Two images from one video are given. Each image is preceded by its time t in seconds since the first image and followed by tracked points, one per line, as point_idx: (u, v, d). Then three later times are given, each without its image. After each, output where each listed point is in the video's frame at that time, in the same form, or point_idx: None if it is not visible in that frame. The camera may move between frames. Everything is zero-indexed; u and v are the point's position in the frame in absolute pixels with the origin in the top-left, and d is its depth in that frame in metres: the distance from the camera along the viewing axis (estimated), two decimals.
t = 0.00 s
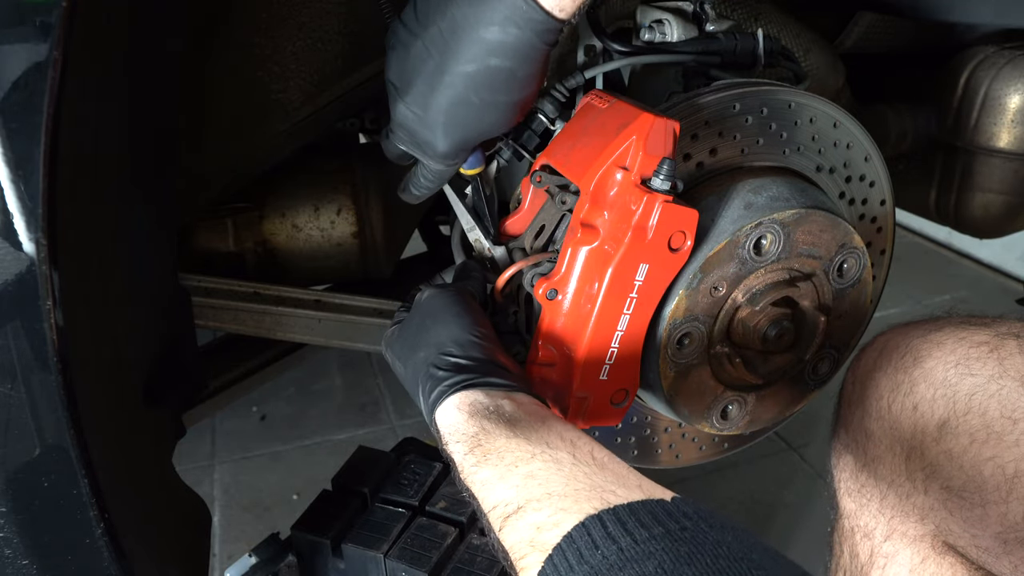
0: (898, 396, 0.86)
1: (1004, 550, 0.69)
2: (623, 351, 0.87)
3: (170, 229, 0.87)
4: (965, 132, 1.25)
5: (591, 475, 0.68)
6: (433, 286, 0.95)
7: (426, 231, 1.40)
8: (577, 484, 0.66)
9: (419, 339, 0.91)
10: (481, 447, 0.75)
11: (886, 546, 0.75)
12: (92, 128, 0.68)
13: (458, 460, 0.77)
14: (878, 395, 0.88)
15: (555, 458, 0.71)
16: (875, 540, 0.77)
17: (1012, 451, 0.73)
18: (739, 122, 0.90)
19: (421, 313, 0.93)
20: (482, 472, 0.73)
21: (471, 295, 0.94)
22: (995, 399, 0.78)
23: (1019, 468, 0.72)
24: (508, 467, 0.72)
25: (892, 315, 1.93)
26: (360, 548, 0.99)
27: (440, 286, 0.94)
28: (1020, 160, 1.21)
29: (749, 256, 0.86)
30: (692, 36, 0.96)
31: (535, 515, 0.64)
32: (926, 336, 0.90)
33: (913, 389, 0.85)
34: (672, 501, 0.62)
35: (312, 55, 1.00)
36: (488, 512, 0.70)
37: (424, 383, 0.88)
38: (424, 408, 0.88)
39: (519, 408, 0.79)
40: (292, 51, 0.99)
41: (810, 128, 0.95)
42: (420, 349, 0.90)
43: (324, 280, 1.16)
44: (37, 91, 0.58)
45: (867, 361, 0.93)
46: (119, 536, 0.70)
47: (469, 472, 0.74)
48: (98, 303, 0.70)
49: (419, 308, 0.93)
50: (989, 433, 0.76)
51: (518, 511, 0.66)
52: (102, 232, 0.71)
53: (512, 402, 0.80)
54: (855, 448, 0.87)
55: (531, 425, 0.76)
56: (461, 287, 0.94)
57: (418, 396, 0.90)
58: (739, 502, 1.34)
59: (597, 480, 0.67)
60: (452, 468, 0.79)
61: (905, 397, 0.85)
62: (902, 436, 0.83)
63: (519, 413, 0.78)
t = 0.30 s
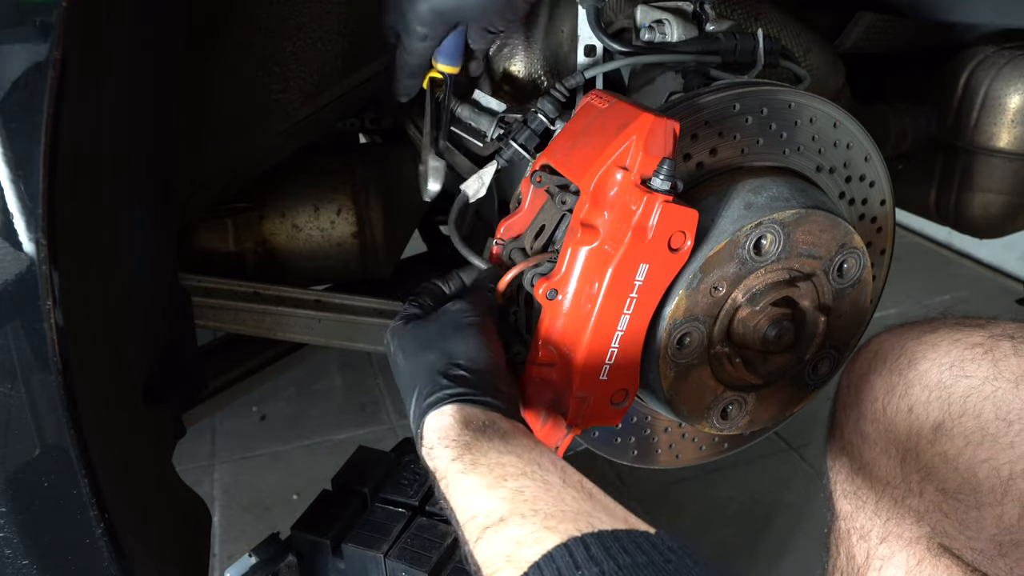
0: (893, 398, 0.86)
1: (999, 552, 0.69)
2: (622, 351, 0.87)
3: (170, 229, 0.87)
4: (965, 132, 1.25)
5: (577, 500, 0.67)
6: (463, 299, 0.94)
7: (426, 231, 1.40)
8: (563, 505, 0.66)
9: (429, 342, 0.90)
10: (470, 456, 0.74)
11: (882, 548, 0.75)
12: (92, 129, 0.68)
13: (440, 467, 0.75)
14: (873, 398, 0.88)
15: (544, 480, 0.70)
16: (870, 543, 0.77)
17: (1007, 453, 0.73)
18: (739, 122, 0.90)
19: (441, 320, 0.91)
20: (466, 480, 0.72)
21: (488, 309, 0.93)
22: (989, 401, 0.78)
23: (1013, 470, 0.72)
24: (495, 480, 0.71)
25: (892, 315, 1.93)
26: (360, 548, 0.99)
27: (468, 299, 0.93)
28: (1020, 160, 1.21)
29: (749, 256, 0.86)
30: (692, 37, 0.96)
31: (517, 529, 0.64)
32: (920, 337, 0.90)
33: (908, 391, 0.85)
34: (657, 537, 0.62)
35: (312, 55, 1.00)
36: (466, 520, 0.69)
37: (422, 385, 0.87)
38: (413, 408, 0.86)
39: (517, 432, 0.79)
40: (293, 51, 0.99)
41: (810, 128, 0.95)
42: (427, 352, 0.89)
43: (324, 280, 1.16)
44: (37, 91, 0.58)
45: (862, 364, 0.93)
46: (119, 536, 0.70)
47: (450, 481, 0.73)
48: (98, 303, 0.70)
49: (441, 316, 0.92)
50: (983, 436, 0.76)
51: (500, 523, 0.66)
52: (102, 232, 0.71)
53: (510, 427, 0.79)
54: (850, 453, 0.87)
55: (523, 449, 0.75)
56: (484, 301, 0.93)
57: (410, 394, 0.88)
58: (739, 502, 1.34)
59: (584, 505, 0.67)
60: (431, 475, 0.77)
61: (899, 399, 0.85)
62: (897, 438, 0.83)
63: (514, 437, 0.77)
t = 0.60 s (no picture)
0: (893, 400, 0.86)
1: (999, 554, 0.68)
2: (623, 350, 0.87)
3: (170, 229, 0.87)
4: (965, 132, 1.25)
5: (578, 468, 0.65)
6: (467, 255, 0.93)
7: (426, 231, 1.40)
8: (564, 474, 0.64)
9: (432, 301, 0.88)
10: (470, 418, 0.72)
11: (881, 550, 0.75)
12: (92, 129, 0.68)
13: (442, 427, 0.74)
14: (873, 400, 0.88)
15: (546, 449, 0.68)
16: (870, 544, 0.77)
17: (1007, 456, 0.73)
18: (739, 122, 0.90)
19: (445, 279, 0.90)
20: (465, 442, 0.70)
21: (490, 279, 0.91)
22: (990, 403, 0.78)
23: (1014, 472, 0.71)
24: (495, 443, 0.69)
25: (892, 315, 1.93)
26: (360, 548, 0.99)
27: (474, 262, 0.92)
28: (1020, 160, 1.21)
29: (749, 256, 0.86)
30: (693, 37, 0.96)
31: (514, 495, 0.62)
32: (920, 339, 0.91)
33: (908, 393, 0.85)
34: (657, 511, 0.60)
35: (312, 55, 1.00)
36: (464, 484, 0.67)
37: (421, 343, 0.85)
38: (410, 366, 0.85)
39: (518, 396, 0.77)
40: (292, 51, 0.99)
41: (810, 128, 0.95)
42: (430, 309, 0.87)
43: (324, 280, 1.16)
44: (37, 91, 0.58)
45: (861, 365, 0.93)
46: (119, 536, 0.70)
47: (450, 443, 0.72)
48: (98, 303, 0.70)
49: (445, 275, 0.90)
50: (983, 438, 0.75)
51: (499, 488, 0.64)
52: (102, 232, 0.71)
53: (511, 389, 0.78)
54: (850, 453, 0.88)
55: (525, 411, 0.73)
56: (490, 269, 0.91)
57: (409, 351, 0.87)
58: (739, 502, 1.34)
59: (585, 476, 0.64)
60: (432, 435, 0.76)
61: (899, 402, 0.85)
62: (897, 440, 0.83)
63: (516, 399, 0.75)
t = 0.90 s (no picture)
0: (892, 399, 0.86)
1: (999, 553, 0.69)
2: (623, 350, 0.87)
3: (170, 229, 0.87)
4: (965, 132, 1.25)
5: (590, 483, 0.68)
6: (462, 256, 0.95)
7: (426, 231, 1.40)
8: (575, 488, 0.66)
9: (430, 316, 0.88)
10: (479, 437, 0.74)
11: (882, 549, 0.74)
12: (92, 129, 0.68)
13: (453, 449, 0.76)
14: (873, 399, 0.88)
15: (555, 460, 0.71)
16: (870, 543, 0.76)
17: (1007, 454, 0.73)
18: (739, 122, 0.90)
19: (439, 292, 0.89)
20: (478, 462, 0.72)
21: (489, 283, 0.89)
22: (990, 402, 0.79)
23: (1013, 471, 0.72)
24: (505, 461, 0.72)
25: (892, 315, 1.93)
26: (360, 548, 0.99)
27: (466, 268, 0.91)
28: (1020, 160, 1.21)
29: (749, 256, 0.86)
30: (692, 37, 0.96)
31: (530, 514, 0.65)
32: (920, 338, 0.91)
33: (908, 392, 0.85)
34: (671, 521, 0.61)
35: (312, 55, 1.00)
36: (479, 505, 0.69)
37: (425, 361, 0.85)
38: (420, 385, 0.85)
39: (524, 407, 0.78)
40: (292, 51, 0.99)
41: (810, 128, 0.95)
42: (429, 326, 0.87)
43: (324, 280, 1.16)
44: (37, 91, 0.58)
45: (861, 365, 0.93)
46: (119, 536, 0.70)
47: (462, 463, 0.74)
48: (98, 303, 0.70)
49: (438, 286, 0.90)
50: (983, 437, 0.76)
51: (512, 508, 0.66)
52: (102, 232, 0.71)
53: (517, 399, 0.78)
54: (850, 453, 0.87)
55: (533, 424, 0.75)
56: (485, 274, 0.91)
57: (417, 372, 0.87)
58: (739, 502, 1.35)
59: (597, 489, 0.67)
60: (444, 455, 0.77)
61: (899, 400, 0.85)
62: (897, 439, 0.83)
63: (522, 410, 0.77)
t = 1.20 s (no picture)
0: (896, 395, 0.86)
1: (1002, 550, 0.70)
2: (623, 350, 0.87)
3: (170, 229, 0.87)
4: (965, 132, 1.25)
5: (587, 456, 0.68)
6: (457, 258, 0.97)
7: (426, 231, 1.40)
8: (574, 463, 0.66)
9: (422, 311, 0.90)
10: (479, 422, 0.74)
11: (885, 547, 0.73)
12: (92, 128, 0.68)
13: (458, 434, 0.76)
14: (876, 395, 0.88)
15: (554, 437, 0.70)
16: (873, 540, 0.74)
17: (1011, 451, 0.75)
18: (739, 122, 0.90)
19: (422, 286, 0.92)
20: (479, 447, 0.73)
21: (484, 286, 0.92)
22: (992, 399, 0.80)
23: (1016, 468, 0.74)
24: (505, 444, 0.71)
25: (892, 315, 1.93)
26: (360, 548, 0.99)
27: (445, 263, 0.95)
28: (1021, 160, 1.21)
29: (749, 256, 0.86)
30: (692, 37, 0.96)
31: (531, 491, 0.64)
32: (924, 336, 0.91)
33: (911, 389, 0.85)
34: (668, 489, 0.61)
35: (312, 55, 1.00)
36: (484, 486, 0.70)
37: (424, 356, 0.87)
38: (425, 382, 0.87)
39: (523, 387, 0.78)
40: (292, 51, 0.99)
41: (810, 128, 0.95)
42: (423, 321, 0.90)
43: (324, 280, 1.16)
44: (37, 91, 0.58)
45: (864, 362, 0.93)
46: (119, 536, 0.70)
47: (466, 448, 0.74)
48: (98, 303, 0.70)
49: (421, 283, 0.93)
50: (986, 434, 0.77)
51: (515, 487, 0.66)
52: (102, 231, 0.71)
53: (514, 376, 0.80)
54: (854, 450, 0.86)
55: (531, 402, 0.75)
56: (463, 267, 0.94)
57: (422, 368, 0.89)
58: (739, 502, 1.35)
59: (593, 463, 0.67)
60: (452, 441, 0.78)
61: (902, 397, 0.85)
62: (900, 436, 0.83)
63: (518, 389, 0.77)
